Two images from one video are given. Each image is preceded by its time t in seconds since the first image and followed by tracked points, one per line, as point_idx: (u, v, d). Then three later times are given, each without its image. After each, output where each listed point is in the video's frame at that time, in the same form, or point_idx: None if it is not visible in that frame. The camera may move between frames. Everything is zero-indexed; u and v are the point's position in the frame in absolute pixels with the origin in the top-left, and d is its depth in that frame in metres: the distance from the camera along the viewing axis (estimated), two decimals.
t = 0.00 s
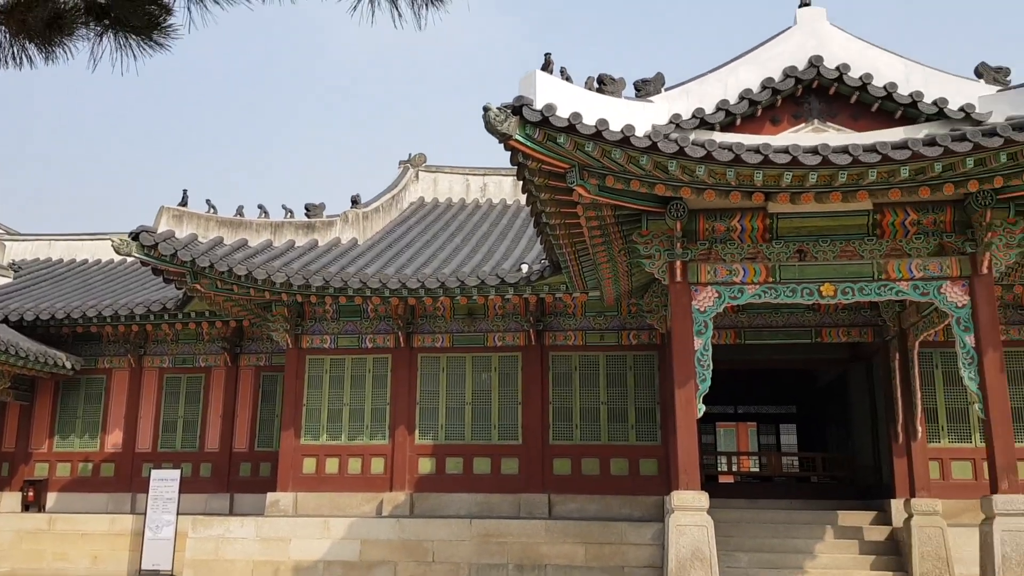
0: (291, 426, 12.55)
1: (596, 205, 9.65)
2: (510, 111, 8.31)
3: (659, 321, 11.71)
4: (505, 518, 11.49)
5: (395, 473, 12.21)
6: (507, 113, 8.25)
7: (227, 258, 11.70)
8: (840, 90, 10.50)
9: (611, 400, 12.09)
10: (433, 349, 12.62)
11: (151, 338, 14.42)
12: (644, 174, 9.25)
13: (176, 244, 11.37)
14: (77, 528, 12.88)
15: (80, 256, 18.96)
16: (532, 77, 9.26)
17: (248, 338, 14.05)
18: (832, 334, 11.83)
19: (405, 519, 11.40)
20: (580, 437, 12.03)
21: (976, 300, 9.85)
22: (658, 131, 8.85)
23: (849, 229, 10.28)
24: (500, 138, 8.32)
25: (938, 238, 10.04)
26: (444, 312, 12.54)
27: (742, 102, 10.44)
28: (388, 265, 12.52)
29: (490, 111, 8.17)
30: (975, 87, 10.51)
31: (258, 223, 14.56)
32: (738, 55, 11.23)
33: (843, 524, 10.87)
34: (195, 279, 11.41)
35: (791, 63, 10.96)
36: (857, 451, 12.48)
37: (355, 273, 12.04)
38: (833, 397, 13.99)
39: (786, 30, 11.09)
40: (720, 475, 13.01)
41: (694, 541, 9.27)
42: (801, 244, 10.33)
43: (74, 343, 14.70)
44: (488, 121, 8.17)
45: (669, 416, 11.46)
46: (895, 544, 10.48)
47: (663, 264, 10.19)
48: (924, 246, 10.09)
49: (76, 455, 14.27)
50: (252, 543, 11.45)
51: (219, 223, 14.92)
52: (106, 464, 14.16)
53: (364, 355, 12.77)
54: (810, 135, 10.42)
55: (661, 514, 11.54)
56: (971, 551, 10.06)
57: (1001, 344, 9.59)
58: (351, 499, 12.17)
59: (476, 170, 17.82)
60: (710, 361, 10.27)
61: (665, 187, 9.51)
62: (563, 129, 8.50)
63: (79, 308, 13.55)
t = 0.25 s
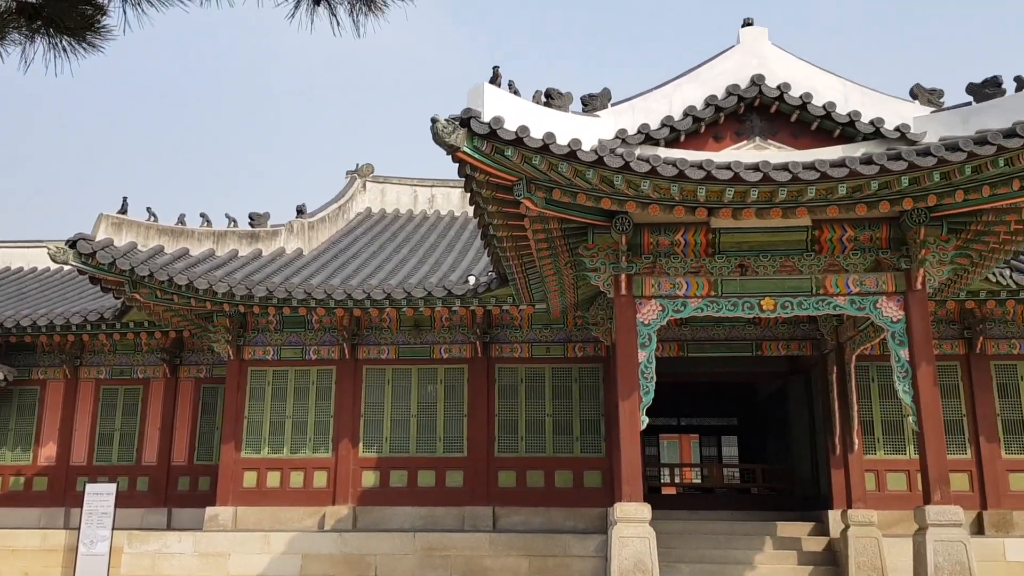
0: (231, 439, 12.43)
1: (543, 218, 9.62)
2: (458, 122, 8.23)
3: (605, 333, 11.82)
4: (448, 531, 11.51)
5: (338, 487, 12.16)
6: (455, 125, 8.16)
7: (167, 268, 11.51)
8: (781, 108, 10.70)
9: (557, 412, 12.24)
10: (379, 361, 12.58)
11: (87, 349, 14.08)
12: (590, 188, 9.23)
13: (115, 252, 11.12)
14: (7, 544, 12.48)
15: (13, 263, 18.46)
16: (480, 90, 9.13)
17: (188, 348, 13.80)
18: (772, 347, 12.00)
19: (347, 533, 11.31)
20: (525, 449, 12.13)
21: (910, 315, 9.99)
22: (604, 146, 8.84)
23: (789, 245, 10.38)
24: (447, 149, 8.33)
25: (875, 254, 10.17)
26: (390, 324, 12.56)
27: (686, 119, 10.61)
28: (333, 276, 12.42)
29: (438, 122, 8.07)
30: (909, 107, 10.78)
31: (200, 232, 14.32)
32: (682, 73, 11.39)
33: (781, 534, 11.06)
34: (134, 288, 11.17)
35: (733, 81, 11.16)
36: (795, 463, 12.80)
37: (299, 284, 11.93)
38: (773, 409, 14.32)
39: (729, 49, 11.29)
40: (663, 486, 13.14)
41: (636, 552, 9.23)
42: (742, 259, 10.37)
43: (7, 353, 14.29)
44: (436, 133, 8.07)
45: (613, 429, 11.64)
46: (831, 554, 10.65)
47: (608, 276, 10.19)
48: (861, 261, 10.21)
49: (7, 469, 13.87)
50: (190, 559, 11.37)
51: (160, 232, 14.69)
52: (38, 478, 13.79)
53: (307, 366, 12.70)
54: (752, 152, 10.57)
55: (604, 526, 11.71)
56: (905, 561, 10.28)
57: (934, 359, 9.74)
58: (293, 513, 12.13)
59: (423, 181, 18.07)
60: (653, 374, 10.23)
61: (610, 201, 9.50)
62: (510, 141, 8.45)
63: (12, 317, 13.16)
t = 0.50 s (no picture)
0: (151, 440, 12.34)
1: (476, 219, 9.49)
2: (391, 121, 7.98)
3: (535, 335, 11.93)
4: (375, 534, 11.54)
5: (263, 489, 12.09)
6: (388, 124, 7.91)
7: (88, 264, 11.15)
8: (709, 116, 10.90)
9: (487, 414, 12.36)
10: (307, 361, 12.58)
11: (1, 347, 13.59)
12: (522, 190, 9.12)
13: (32, 248, 10.70)
14: None
15: None
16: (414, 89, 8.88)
17: (109, 347, 13.43)
18: (698, 350, 12.27)
19: (272, 536, 11.17)
20: (455, 451, 12.23)
21: (829, 319, 10.18)
22: (537, 148, 8.71)
23: (715, 250, 10.46)
24: (379, 149, 7.96)
25: (797, 260, 10.36)
26: (319, 325, 12.54)
27: (618, 124, 10.71)
28: (261, 274, 12.24)
29: (370, 121, 7.81)
30: (831, 118, 11.07)
31: (122, 228, 13.85)
32: (613, 79, 11.46)
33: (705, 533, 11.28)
34: (52, 284, 10.76)
35: (663, 89, 11.33)
36: (718, 464, 13.16)
37: (226, 282, 11.72)
38: (698, 410, 14.76)
39: (659, 57, 11.47)
40: (590, 487, 13.36)
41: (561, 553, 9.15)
42: (670, 263, 10.43)
43: None
44: (368, 131, 7.82)
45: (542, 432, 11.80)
46: (752, 554, 10.86)
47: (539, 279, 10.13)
48: (783, 267, 10.38)
49: None
50: (108, 563, 11.15)
51: (80, 227, 14.12)
52: None
53: (233, 367, 12.62)
54: (681, 158, 10.70)
55: (531, 527, 11.89)
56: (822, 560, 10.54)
57: (852, 360, 9.99)
58: (215, 516, 12.05)
59: (356, 181, 18.20)
60: (583, 376, 10.16)
61: (542, 204, 9.42)
62: (444, 142, 8.26)
63: None
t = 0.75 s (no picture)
0: (94, 437, 12.16)
1: (428, 216, 9.36)
2: (344, 116, 7.77)
3: (487, 333, 11.97)
4: (321, 532, 11.52)
5: (208, 487, 12.01)
6: (341, 119, 7.70)
7: (29, 256, 10.85)
8: (661, 117, 10.98)
9: (437, 412, 12.40)
10: (254, 358, 12.49)
11: None
12: (475, 188, 8.99)
13: None
14: None
15: None
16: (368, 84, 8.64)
17: (50, 342, 13.13)
18: (648, 348, 12.67)
19: (217, 535, 11.04)
20: (404, 449, 12.25)
21: (775, 319, 10.18)
22: (490, 146, 8.58)
23: (664, 250, 10.39)
24: (331, 144, 7.75)
25: (744, 261, 10.36)
26: (268, 320, 12.45)
27: (571, 124, 10.72)
28: (209, 269, 12.09)
29: (322, 116, 7.59)
30: (780, 122, 11.22)
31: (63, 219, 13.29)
32: (566, 78, 11.49)
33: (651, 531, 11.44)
34: None
35: (616, 89, 11.39)
36: (665, 463, 13.39)
37: (172, 277, 11.53)
38: (646, 408, 14.97)
39: (612, 57, 11.53)
40: (540, 485, 13.65)
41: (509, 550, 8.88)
42: (621, 262, 10.32)
43: None
44: (319, 126, 7.61)
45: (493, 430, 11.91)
46: (697, 550, 11.01)
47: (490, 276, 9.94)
48: (731, 268, 10.39)
49: None
50: (46, 563, 10.91)
51: (21, 218, 13.53)
52: None
53: (178, 363, 12.48)
54: (633, 158, 10.77)
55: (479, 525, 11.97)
56: (765, 557, 10.72)
57: (796, 360, 9.98)
58: (158, 514, 11.92)
59: (307, 175, 18.16)
60: (533, 374, 9.98)
61: (495, 202, 9.28)
62: (397, 138, 8.08)
63: None
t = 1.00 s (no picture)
0: (35, 433, 11.90)
1: (381, 211, 9.19)
2: (295, 109, 7.54)
3: (439, 329, 11.95)
4: (268, 529, 11.44)
5: (153, 484, 11.84)
6: (292, 111, 7.48)
7: None
8: (614, 116, 10.98)
9: (388, 408, 12.37)
10: (202, 353, 12.33)
11: None
12: (429, 183, 8.78)
13: None
14: None
15: None
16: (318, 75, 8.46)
17: None
18: (598, 345, 12.94)
19: (162, 532, 10.87)
20: (354, 445, 12.21)
21: (723, 318, 10.11)
22: (444, 141, 8.36)
23: (615, 248, 10.31)
24: (281, 137, 7.55)
25: (693, 260, 10.31)
26: (216, 315, 12.29)
27: (525, 121, 10.69)
28: (156, 262, 11.89)
29: (272, 108, 7.37)
30: (731, 123, 11.39)
31: (7, 210, 13.31)
32: (521, 76, 11.51)
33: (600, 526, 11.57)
34: None
35: (570, 87, 11.43)
36: (614, 460, 13.55)
37: (117, 270, 11.30)
38: (596, 406, 15.17)
39: (567, 56, 11.57)
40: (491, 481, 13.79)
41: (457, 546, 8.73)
42: (573, 260, 10.18)
43: None
44: (269, 118, 7.40)
45: (444, 426, 11.92)
46: (645, 545, 11.21)
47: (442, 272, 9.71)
48: (680, 266, 10.33)
49: None
50: None
51: None
52: None
53: (123, 357, 12.26)
54: (585, 156, 10.77)
55: (429, 521, 11.99)
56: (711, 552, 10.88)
57: (743, 358, 9.91)
58: (102, 511, 11.72)
59: (258, 167, 18.00)
60: (485, 370, 9.77)
61: (449, 198, 9.06)
62: (350, 132, 7.87)
63: None
